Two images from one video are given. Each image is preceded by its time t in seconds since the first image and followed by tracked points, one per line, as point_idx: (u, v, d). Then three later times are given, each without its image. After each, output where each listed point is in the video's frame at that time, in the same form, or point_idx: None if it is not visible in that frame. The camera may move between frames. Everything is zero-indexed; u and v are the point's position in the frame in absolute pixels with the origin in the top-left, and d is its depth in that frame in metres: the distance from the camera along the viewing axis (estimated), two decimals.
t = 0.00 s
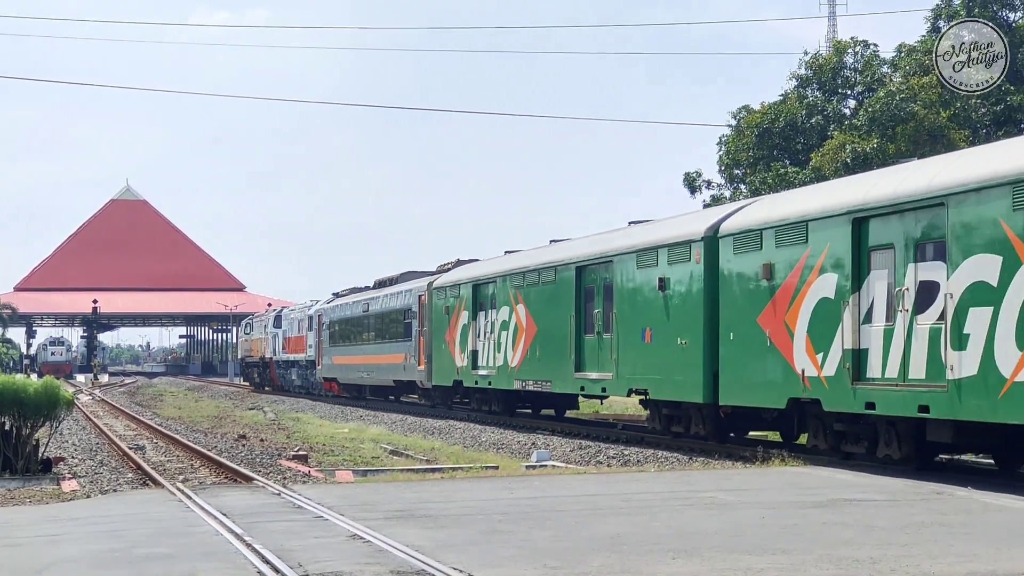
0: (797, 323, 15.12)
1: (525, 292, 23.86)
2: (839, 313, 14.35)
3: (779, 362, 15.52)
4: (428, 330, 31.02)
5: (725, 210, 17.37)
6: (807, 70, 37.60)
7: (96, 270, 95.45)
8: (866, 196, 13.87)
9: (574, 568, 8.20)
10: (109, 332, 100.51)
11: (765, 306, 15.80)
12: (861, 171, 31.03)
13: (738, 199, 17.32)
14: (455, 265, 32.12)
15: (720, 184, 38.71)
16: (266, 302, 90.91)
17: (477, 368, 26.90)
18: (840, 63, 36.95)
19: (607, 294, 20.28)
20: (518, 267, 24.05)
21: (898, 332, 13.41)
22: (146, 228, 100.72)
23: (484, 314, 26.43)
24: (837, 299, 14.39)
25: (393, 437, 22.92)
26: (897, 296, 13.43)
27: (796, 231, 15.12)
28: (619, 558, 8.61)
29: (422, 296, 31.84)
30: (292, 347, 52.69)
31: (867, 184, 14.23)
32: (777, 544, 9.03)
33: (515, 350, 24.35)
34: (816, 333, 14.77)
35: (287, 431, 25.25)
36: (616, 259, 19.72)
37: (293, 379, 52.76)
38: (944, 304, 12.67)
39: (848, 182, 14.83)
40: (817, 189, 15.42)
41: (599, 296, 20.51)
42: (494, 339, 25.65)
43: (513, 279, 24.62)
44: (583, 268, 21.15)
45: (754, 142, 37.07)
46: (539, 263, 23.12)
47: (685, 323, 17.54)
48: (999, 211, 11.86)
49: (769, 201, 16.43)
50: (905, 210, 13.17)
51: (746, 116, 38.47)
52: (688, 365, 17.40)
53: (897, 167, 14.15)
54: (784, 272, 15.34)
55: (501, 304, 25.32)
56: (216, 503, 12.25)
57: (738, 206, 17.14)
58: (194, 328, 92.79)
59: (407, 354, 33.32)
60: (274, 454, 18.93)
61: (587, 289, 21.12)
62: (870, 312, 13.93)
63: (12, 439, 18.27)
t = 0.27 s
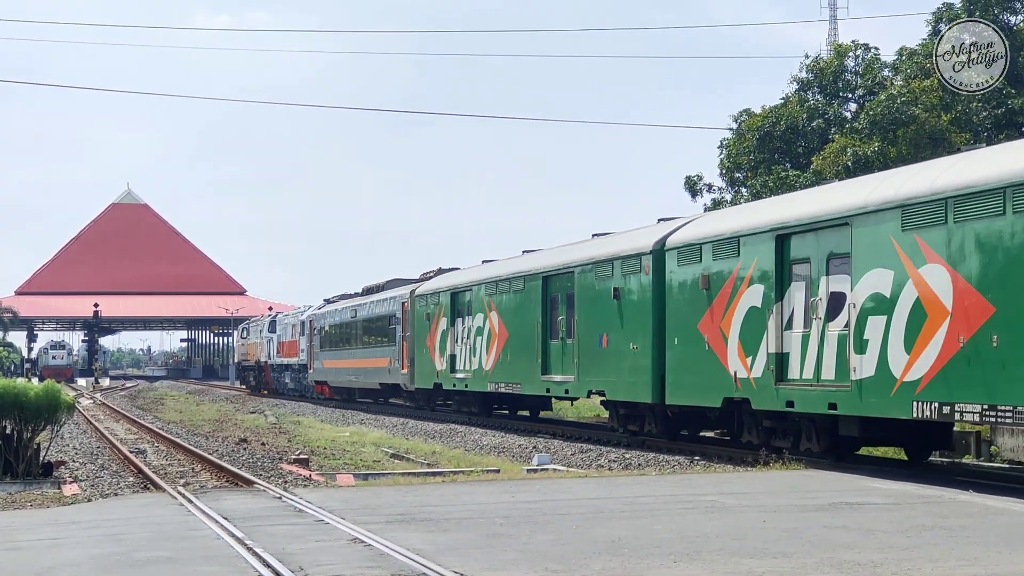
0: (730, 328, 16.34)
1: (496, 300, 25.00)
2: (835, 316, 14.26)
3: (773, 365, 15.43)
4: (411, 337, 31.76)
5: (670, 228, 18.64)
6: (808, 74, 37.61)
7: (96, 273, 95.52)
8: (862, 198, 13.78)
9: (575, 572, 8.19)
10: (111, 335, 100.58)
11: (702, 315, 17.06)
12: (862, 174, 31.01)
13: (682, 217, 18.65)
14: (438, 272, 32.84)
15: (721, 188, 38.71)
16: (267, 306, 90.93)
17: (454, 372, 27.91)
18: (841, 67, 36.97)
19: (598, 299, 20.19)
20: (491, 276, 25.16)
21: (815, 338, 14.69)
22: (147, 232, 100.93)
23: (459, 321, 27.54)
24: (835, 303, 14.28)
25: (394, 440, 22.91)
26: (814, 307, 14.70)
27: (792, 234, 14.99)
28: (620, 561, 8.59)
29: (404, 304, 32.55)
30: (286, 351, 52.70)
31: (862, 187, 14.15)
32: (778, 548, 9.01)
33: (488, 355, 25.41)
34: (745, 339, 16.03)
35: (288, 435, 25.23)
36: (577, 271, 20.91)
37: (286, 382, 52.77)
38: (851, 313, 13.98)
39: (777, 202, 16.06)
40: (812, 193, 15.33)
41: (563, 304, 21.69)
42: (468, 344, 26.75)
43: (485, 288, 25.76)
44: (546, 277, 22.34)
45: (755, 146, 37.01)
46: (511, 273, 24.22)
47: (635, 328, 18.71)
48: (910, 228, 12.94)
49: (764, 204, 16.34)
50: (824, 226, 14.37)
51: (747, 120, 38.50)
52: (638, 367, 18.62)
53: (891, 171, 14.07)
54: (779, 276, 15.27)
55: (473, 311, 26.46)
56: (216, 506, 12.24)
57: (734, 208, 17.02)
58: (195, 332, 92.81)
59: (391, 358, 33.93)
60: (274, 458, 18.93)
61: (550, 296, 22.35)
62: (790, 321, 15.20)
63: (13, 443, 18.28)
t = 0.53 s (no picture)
0: (677, 330, 17.70)
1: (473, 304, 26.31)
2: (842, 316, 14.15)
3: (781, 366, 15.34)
4: (397, 339, 32.82)
5: (622, 237, 20.06)
6: (810, 73, 37.61)
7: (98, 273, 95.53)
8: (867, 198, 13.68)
9: (578, 572, 8.18)
10: (112, 335, 100.67)
11: (650, 318, 18.49)
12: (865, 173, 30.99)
13: (634, 226, 20.07)
14: (423, 276, 33.83)
15: (723, 187, 38.68)
16: (268, 305, 90.94)
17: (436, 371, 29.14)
18: (843, 66, 36.94)
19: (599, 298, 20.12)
20: (469, 280, 26.48)
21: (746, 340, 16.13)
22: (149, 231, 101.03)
23: (439, 323, 28.85)
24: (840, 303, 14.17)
25: (396, 440, 22.91)
26: (745, 311, 16.15)
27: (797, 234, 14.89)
28: (623, 561, 8.58)
29: (391, 305, 33.42)
30: (281, 351, 52.71)
31: (867, 186, 14.04)
32: (781, 548, 9.00)
33: (466, 354, 26.64)
34: (687, 339, 17.46)
35: (290, 434, 25.21)
36: (545, 276, 22.22)
37: (282, 382, 52.75)
38: (776, 316, 15.45)
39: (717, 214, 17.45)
40: (816, 192, 15.22)
41: (533, 308, 23.04)
42: (448, 345, 28.04)
43: (463, 292, 27.08)
44: (519, 283, 23.65)
45: (757, 145, 37.02)
46: (487, 278, 25.47)
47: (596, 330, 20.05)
48: (825, 242, 14.38)
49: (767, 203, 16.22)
50: (754, 238, 15.80)
51: (749, 120, 38.47)
52: (599, 365, 20.01)
53: (895, 170, 13.96)
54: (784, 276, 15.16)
55: (453, 314, 27.78)
56: (218, 505, 12.24)
57: (737, 207, 16.89)
58: (197, 331, 92.82)
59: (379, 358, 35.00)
60: (276, 457, 18.93)
61: (523, 300, 23.64)
62: (725, 324, 16.62)
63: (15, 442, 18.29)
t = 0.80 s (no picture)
0: (632, 329, 19.15)
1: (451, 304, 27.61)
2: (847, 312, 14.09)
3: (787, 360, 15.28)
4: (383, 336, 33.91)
5: (589, 241, 21.43)
6: (813, 70, 37.60)
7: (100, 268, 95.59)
8: (871, 196, 13.59)
9: (580, 568, 8.18)
10: (115, 331, 100.77)
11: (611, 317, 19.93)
12: (867, 171, 30.95)
13: (598, 231, 21.47)
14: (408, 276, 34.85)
15: (725, 184, 38.64)
16: (271, 302, 90.94)
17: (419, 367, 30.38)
18: (846, 63, 36.84)
19: (605, 294, 20.12)
20: (448, 281, 27.80)
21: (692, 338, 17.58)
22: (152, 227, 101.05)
23: (420, 322, 30.15)
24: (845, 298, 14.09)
25: (398, 436, 22.92)
26: (690, 312, 17.62)
27: (802, 231, 14.81)
28: (625, 557, 8.58)
29: (378, 304, 34.40)
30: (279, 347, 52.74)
31: (871, 183, 13.95)
32: (783, 544, 9.00)
33: (445, 352, 27.96)
34: (641, 337, 18.90)
35: (292, 430, 25.23)
36: (519, 278, 23.54)
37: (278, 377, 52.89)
38: (716, 317, 16.89)
39: (671, 221, 18.79)
40: (821, 187, 15.13)
41: (507, 307, 24.36)
42: (429, 343, 29.31)
43: (443, 293, 28.39)
44: (494, 284, 25.00)
45: (760, 141, 37.07)
46: (466, 279, 26.80)
47: (562, 330, 21.49)
48: (756, 249, 15.79)
49: (773, 199, 16.12)
50: (699, 245, 17.22)
51: (752, 116, 38.42)
52: (564, 361, 21.47)
53: (899, 166, 13.86)
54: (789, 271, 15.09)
55: (434, 313, 29.07)
56: (221, 502, 12.25)
57: (742, 203, 16.79)
58: (199, 327, 92.86)
59: (367, 355, 36.04)
60: (278, 453, 18.94)
61: (497, 300, 24.96)
62: (675, 323, 18.05)
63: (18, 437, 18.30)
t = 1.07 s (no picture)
0: (594, 327, 20.68)
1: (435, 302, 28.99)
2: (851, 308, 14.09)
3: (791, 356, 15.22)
4: (370, 333, 35.04)
5: (560, 245, 22.85)
6: (816, 66, 37.57)
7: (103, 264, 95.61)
8: (872, 193, 13.67)
9: (583, 564, 8.19)
10: (117, 326, 100.83)
11: (577, 316, 21.36)
12: (871, 167, 30.93)
13: (567, 236, 22.93)
14: (396, 274, 35.96)
15: (728, 180, 38.63)
16: (273, 297, 90.94)
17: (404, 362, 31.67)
18: (849, 59, 36.84)
19: (571, 295, 21.64)
20: (432, 280, 29.24)
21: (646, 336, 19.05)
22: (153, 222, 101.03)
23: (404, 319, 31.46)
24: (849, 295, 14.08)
25: (400, 432, 22.94)
26: (644, 312, 19.13)
27: (803, 227, 14.87)
28: (628, 553, 8.58)
29: (367, 301, 35.45)
30: (277, 343, 52.78)
31: (871, 181, 14.04)
32: (786, 540, 9.00)
33: (428, 348, 29.38)
34: (601, 335, 20.40)
35: (295, 426, 25.23)
36: (495, 279, 25.09)
37: (274, 373, 53.06)
38: (666, 317, 18.42)
39: (633, 227, 20.21)
40: (819, 185, 15.23)
41: (484, 306, 25.91)
42: (413, 340, 30.62)
43: (428, 291, 29.72)
44: (476, 283, 26.38)
45: (763, 138, 36.94)
46: (448, 279, 28.27)
47: (536, 327, 22.93)
48: (701, 255, 17.28)
49: (773, 198, 16.19)
50: (653, 250, 18.70)
51: (755, 113, 38.37)
52: (535, 357, 23.02)
53: (898, 165, 14.00)
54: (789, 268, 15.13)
55: (418, 310, 30.39)
56: (223, 497, 12.26)
57: (743, 201, 16.87)
58: (202, 323, 92.88)
59: (355, 351, 37.13)
60: (281, 449, 18.95)
61: (479, 299, 26.38)
62: (630, 322, 19.52)
63: (21, 432, 18.31)
